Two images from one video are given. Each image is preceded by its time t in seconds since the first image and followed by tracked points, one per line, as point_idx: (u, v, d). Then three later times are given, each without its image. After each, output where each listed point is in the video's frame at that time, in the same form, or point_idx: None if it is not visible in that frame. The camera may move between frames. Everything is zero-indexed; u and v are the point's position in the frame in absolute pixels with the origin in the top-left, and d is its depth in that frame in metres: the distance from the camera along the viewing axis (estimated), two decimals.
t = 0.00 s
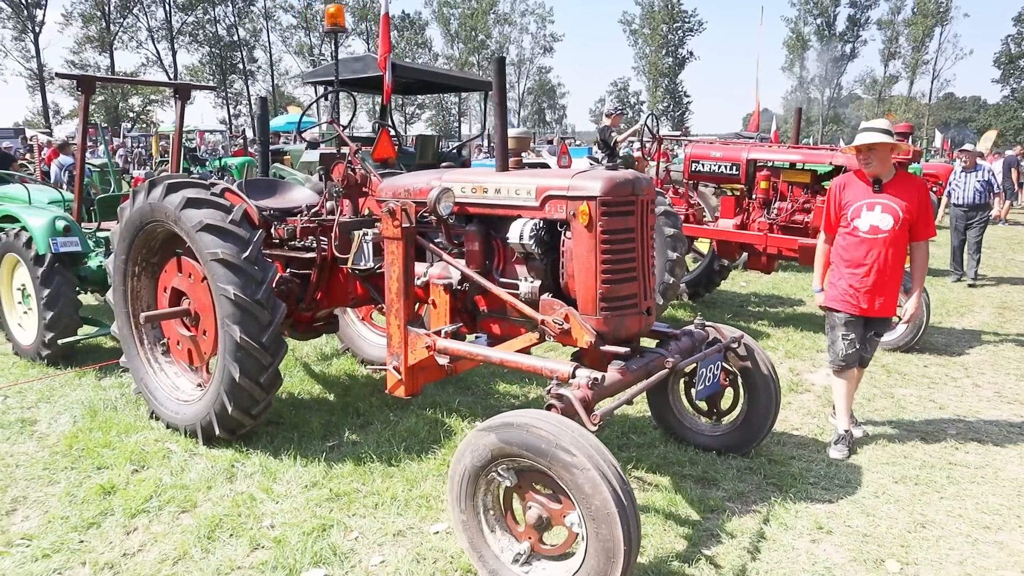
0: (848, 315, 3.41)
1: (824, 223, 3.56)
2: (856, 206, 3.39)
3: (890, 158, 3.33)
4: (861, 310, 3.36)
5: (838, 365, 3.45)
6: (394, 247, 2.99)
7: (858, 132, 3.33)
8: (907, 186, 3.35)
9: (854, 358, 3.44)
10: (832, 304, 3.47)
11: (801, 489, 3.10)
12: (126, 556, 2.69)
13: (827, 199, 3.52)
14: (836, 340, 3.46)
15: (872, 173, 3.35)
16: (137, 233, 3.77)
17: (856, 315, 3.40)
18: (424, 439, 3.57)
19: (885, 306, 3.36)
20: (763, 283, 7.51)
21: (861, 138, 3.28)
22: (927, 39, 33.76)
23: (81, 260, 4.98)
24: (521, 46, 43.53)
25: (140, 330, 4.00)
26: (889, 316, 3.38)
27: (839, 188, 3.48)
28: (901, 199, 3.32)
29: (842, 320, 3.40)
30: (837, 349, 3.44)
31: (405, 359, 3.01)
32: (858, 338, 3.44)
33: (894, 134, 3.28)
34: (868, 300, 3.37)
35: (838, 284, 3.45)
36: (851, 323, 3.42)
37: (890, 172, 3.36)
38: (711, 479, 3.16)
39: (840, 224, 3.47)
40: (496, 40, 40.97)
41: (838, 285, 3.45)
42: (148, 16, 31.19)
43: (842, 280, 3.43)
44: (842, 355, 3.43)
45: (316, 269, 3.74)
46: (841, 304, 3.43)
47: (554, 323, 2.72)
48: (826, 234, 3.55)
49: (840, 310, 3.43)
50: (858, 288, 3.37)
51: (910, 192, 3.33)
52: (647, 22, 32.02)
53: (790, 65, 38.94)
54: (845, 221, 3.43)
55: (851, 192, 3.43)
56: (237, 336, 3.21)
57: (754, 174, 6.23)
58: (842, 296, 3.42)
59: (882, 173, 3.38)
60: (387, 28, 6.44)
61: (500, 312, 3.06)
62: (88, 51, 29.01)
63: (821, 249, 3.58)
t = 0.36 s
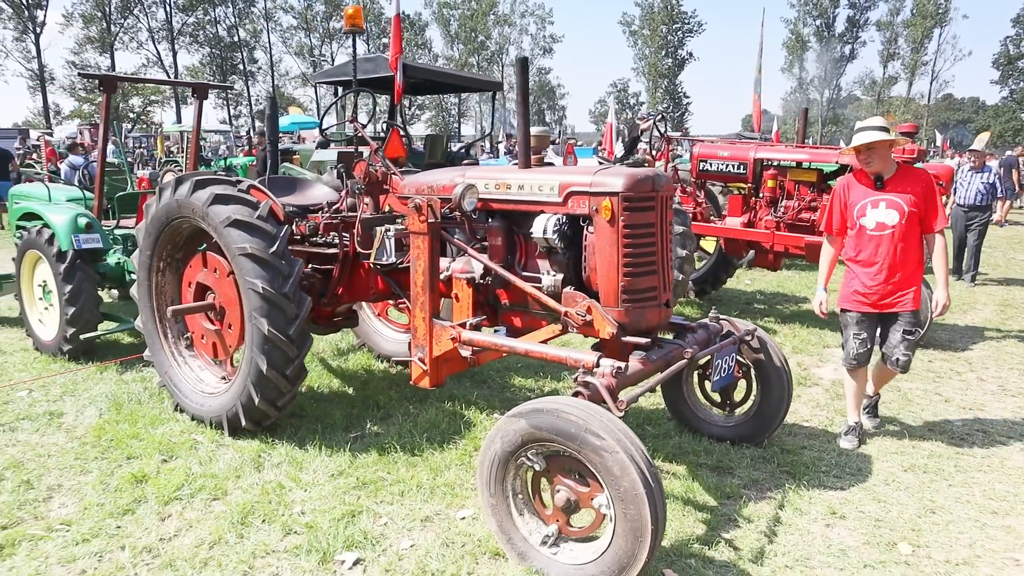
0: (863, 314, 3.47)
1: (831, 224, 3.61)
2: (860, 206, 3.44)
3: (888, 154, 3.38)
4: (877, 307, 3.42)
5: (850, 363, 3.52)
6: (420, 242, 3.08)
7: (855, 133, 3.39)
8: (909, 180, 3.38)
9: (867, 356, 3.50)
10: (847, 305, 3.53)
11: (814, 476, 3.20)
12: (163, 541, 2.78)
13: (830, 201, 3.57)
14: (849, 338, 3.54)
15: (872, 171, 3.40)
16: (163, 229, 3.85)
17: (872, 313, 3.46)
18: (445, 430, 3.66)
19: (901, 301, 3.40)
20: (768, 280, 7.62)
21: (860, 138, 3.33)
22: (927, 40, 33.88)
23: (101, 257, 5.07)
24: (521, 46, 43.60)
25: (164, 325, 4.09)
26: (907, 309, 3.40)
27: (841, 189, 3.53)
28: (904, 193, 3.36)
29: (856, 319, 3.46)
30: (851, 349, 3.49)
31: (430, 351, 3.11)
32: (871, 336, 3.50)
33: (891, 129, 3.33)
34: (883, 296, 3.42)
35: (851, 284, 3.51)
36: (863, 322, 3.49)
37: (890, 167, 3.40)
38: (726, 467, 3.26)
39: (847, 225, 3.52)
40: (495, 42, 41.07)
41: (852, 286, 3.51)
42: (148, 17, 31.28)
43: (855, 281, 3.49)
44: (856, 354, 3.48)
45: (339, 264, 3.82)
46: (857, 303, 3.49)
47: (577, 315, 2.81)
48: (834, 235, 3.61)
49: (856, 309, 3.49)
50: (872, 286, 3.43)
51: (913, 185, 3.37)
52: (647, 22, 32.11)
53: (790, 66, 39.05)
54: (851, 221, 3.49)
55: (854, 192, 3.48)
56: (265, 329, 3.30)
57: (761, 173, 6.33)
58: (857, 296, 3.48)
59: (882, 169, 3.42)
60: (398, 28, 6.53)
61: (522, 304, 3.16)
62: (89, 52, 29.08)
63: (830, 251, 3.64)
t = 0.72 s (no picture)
0: (869, 314, 3.49)
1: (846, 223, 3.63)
2: (871, 206, 3.45)
3: (905, 156, 3.35)
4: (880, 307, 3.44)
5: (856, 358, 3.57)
6: (438, 238, 3.19)
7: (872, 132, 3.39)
8: (924, 182, 3.35)
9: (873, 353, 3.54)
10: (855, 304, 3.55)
11: (819, 465, 3.31)
12: (192, 528, 2.86)
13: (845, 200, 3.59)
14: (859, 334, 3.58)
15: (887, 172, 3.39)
16: (181, 226, 3.93)
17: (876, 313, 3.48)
18: (459, 422, 3.76)
19: (906, 303, 3.38)
20: (766, 278, 7.75)
21: (876, 137, 3.33)
22: (918, 41, 34.14)
23: (114, 254, 5.16)
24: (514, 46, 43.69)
25: (181, 321, 4.16)
26: (913, 313, 3.38)
27: (856, 188, 3.54)
28: (916, 196, 3.34)
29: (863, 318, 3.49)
30: (857, 346, 3.54)
31: (448, 344, 3.21)
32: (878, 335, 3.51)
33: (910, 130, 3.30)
34: (888, 298, 3.42)
35: (858, 283, 3.53)
36: (870, 320, 3.52)
37: (906, 169, 3.38)
38: (733, 456, 3.37)
39: (858, 225, 3.54)
40: (489, 41, 41.14)
41: (859, 285, 3.53)
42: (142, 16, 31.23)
43: (862, 280, 3.51)
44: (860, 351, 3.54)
45: (354, 260, 3.89)
46: (863, 303, 3.51)
47: (592, 308, 2.91)
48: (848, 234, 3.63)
49: (862, 309, 3.51)
50: (877, 287, 3.44)
51: (927, 188, 3.34)
52: (641, 22, 32.24)
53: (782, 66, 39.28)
54: (863, 221, 3.50)
55: (867, 193, 3.49)
56: (286, 323, 3.39)
57: (762, 172, 6.48)
58: (863, 296, 3.50)
59: (898, 170, 3.40)
60: (403, 26, 6.47)
61: (536, 298, 3.26)
62: (82, 51, 29.01)
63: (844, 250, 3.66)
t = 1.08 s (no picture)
0: (883, 312, 3.48)
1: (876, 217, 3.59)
2: (900, 203, 3.41)
3: (942, 155, 3.28)
4: (892, 306, 3.43)
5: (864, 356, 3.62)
6: (447, 236, 3.27)
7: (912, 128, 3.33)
8: (956, 184, 3.29)
9: (882, 353, 3.58)
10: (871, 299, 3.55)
11: (817, 455, 3.41)
12: (211, 519, 2.94)
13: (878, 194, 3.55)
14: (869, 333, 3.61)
15: (920, 169, 3.33)
16: (193, 225, 4.01)
17: (889, 311, 3.48)
18: (466, 416, 3.85)
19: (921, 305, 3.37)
20: (762, 275, 7.85)
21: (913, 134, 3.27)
22: (910, 40, 34.37)
23: (122, 254, 5.22)
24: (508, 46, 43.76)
25: (191, 318, 4.23)
26: (926, 316, 3.37)
27: (888, 183, 3.50)
28: (946, 197, 3.28)
29: (873, 316, 3.50)
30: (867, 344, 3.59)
31: (457, 339, 3.30)
32: (888, 335, 3.53)
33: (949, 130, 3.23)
34: (904, 297, 3.41)
35: (877, 279, 3.52)
36: (881, 320, 3.54)
37: (941, 168, 3.31)
38: (734, 448, 3.46)
39: (886, 220, 3.51)
40: (483, 41, 41.20)
41: (877, 281, 3.52)
42: (134, 16, 31.18)
43: (881, 277, 3.50)
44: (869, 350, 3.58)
45: (362, 258, 3.98)
46: (878, 299, 3.50)
47: (598, 303, 2.99)
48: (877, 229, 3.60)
49: (877, 305, 3.51)
50: (895, 285, 3.43)
51: (959, 189, 3.27)
52: (634, 22, 32.34)
53: (775, 66, 39.48)
54: (891, 217, 3.46)
55: (898, 189, 3.45)
56: (298, 320, 3.47)
57: (758, 171, 6.60)
58: (879, 292, 3.50)
59: (932, 169, 3.34)
60: (403, 29, 6.54)
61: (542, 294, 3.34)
62: (75, 51, 28.96)
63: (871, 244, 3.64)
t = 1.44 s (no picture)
0: (888, 307, 3.45)
1: (888, 212, 3.56)
2: (913, 198, 3.38)
3: (960, 153, 3.25)
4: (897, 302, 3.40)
5: (875, 354, 3.51)
6: (453, 232, 3.37)
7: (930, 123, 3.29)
8: (972, 182, 3.25)
9: (892, 350, 3.50)
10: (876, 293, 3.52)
11: (813, 444, 3.52)
12: (226, 507, 3.03)
13: (892, 189, 3.51)
14: (875, 330, 3.53)
15: (937, 164, 3.29)
16: (202, 223, 4.09)
17: (895, 305, 3.44)
18: (471, 409, 3.95)
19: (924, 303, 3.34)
20: (758, 272, 7.95)
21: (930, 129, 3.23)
22: (904, 38, 34.52)
23: (128, 252, 5.30)
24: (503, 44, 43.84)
25: (200, 315, 4.30)
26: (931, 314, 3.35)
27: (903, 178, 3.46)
28: (959, 196, 3.26)
29: (881, 310, 3.45)
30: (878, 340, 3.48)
31: (462, 332, 3.39)
32: (897, 330, 3.47)
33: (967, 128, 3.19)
34: (909, 293, 3.38)
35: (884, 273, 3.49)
36: (890, 314, 3.46)
37: (957, 166, 3.27)
38: (732, 437, 3.57)
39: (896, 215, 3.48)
40: (478, 40, 41.26)
41: (883, 275, 3.49)
42: (129, 15, 31.18)
43: (887, 271, 3.47)
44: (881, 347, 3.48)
45: (368, 255, 4.07)
46: (882, 294, 3.47)
47: (600, 297, 3.09)
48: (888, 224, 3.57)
49: (881, 300, 3.47)
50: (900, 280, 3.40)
51: (973, 188, 3.24)
52: (629, 21, 32.44)
53: (770, 64, 39.63)
54: (903, 212, 3.43)
55: (912, 184, 3.41)
56: (307, 315, 3.56)
57: (754, 169, 6.73)
58: (884, 286, 3.47)
59: (947, 166, 3.30)
60: (404, 31, 6.63)
61: (546, 288, 3.44)
62: (69, 51, 28.95)
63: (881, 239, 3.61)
